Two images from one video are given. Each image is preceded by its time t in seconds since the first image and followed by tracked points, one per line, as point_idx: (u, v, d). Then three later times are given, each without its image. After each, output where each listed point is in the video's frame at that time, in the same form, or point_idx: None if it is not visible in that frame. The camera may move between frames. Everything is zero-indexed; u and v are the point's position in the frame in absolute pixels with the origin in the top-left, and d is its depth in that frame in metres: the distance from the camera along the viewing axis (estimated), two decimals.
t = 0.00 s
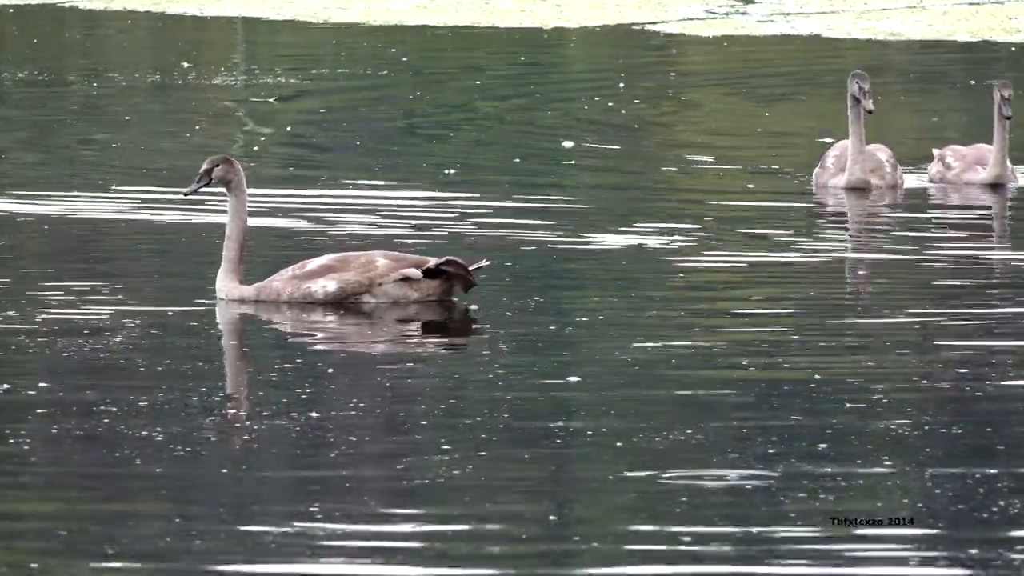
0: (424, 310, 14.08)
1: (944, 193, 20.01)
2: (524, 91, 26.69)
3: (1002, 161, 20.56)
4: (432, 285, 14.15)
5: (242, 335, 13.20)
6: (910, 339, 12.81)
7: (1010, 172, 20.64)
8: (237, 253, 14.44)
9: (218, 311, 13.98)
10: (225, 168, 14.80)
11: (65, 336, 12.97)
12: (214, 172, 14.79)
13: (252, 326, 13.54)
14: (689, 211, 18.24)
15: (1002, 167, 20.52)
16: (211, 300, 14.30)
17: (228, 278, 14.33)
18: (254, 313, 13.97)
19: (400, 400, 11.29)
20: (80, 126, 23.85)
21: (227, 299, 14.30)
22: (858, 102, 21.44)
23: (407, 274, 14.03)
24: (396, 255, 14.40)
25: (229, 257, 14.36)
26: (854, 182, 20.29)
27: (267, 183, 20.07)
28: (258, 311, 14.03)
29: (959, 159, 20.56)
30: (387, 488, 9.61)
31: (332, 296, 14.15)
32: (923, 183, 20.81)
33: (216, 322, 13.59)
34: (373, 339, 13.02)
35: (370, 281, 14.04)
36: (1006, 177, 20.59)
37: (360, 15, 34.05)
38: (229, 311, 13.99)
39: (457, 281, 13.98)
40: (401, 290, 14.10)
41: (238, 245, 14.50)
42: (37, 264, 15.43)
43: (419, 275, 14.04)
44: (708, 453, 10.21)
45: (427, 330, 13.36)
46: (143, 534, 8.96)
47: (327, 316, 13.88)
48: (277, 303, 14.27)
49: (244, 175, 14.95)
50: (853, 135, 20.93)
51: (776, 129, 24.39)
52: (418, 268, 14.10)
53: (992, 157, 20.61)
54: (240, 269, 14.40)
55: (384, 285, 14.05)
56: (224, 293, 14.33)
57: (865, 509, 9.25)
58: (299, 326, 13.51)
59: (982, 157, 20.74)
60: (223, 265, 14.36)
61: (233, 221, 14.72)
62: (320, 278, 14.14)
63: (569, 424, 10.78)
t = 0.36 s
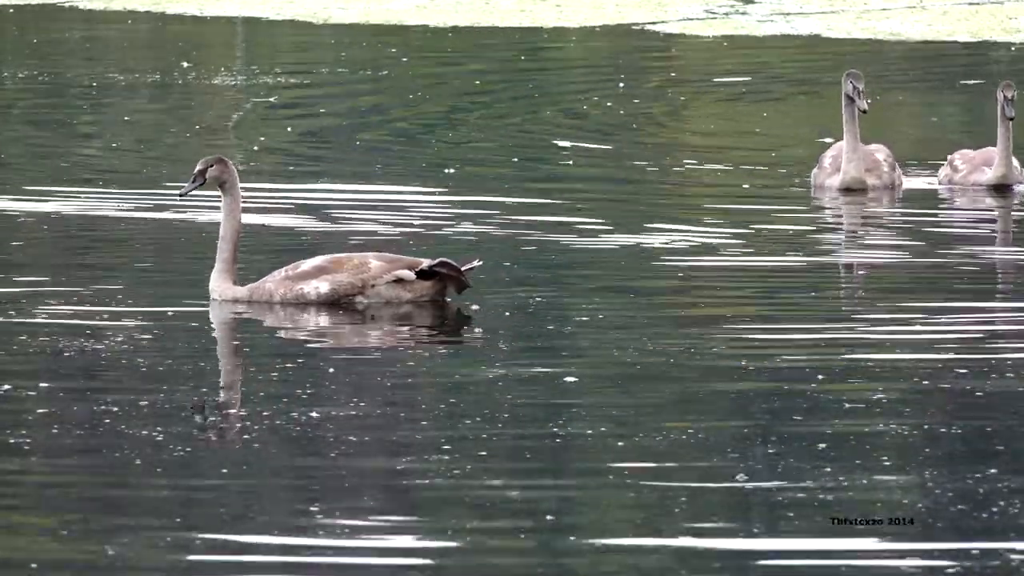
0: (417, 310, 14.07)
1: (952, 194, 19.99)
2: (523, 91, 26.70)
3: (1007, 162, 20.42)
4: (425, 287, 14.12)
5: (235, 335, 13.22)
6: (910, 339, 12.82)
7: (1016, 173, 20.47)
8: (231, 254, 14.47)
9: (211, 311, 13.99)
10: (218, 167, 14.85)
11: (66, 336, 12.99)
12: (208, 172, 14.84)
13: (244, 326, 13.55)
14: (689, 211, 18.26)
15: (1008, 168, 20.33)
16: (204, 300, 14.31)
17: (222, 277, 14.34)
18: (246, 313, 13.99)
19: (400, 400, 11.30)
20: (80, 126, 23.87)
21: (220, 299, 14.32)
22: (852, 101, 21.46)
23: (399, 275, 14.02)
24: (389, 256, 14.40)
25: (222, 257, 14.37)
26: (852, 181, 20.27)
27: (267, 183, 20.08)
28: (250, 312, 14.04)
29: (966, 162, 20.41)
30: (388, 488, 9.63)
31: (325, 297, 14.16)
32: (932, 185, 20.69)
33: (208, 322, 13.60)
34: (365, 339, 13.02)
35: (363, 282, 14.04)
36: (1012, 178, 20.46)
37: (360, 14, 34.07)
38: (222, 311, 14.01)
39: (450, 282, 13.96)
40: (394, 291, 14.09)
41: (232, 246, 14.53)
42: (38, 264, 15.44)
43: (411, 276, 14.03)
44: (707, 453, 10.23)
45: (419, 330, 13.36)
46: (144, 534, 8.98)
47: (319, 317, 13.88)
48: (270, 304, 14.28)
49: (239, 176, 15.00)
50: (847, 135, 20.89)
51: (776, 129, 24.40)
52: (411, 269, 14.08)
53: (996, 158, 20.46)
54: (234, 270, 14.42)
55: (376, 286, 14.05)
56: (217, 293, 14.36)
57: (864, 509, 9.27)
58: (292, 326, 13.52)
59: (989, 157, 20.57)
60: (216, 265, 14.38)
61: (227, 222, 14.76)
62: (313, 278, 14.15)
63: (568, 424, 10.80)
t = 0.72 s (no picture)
0: (411, 311, 14.08)
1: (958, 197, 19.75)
2: (524, 91, 26.70)
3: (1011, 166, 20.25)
4: (418, 287, 14.14)
5: (230, 336, 13.21)
6: (910, 339, 12.82)
7: None
8: (225, 254, 14.45)
9: (205, 312, 13.97)
10: (210, 167, 14.83)
11: (67, 336, 12.98)
12: (200, 173, 14.83)
13: (239, 326, 13.54)
14: (689, 211, 18.25)
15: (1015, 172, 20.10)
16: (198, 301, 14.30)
17: (215, 278, 14.33)
18: (240, 313, 13.97)
19: (399, 400, 11.30)
20: (80, 126, 23.87)
21: (214, 299, 14.30)
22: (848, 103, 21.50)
23: (393, 276, 14.03)
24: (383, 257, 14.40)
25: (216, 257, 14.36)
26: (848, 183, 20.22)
27: (267, 182, 20.08)
28: (243, 312, 14.02)
29: (974, 167, 20.14)
30: (388, 487, 9.63)
31: (318, 297, 14.15)
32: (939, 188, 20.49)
33: (203, 322, 13.59)
34: (360, 340, 13.01)
35: (356, 283, 14.04)
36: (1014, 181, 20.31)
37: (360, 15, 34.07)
38: (215, 311, 13.98)
39: (443, 283, 14.01)
40: (388, 292, 14.09)
41: (226, 246, 14.52)
42: (38, 264, 15.44)
43: (405, 277, 14.04)
44: (708, 453, 10.23)
45: (414, 331, 13.37)
46: (145, 534, 8.98)
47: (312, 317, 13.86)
48: (263, 304, 14.26)
49: (232, 176, 14.99)
50: (843, 137, 20.87)
51: (776, 129, 24.39)
52: (405, 270, 14.09)
53: (1001, 163, 20.24)
54: (227, 270, 14.40)
55: (370, 287, 14.05)
56: (210, 294, 14.34)
57: (864, 509, 9.27)
58: (285, 326, 13.51)
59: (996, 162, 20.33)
60: (209, 266, 14.37)
61: (221, 223, 14.75)
62: (306, 278, 14.13)
63: (567, 424, 10.79)
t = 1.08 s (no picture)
0: (404, 311, 14.07)
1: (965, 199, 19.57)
2: (524, 91, 26.69)
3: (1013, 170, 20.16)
4: (412, 287, 14.12)
5: (224, 336, 13.21)
6: (910, 339, 12.81)
7: None
8: (218, 253, 14.44)
9: (199, 311, 13.98)
10: (201, 165, 14.83)
11: (68, 336, 12.98)
12: (192, 170, 14.82)
13: (232, 326, 13.54)
14: (689, 211, 18.24)
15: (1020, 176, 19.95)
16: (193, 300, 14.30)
17: (209, 277, 14.32)
18: (233, 313, 13.97)
19: (400, 400, 11.29)
20: (80, 126, 23.87)
21: (207, 298, 14.30)
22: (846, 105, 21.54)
23: (386, 276, 14.02)
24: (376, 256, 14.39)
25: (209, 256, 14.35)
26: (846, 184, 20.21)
27: (267, 182, 20.07)
28: (236, 312, 14.02)
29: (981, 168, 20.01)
30: (389, 487, 9.62)
31: (311, 297, 14.15)
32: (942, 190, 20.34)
33: (197, 323, 13.59)
34: (353, 340, 13.01)
35: (349, 282, 14.03)
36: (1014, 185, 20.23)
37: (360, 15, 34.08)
38: (209, 311, 13.99)
39: (437, 283, 13.98)
40: (381, 291, 14.08)
41: (219, 244, 14.51)
42: (39, 264, 15.43)
43: (398, 276, 14.02)
44: (709, 453, 10.23)
45: (407, 330, 13.36)
46: (145, 534, 8.97)
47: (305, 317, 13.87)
48: (256, 304, 14.26)
49: (224, 172, 14.97)
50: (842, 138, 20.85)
51: (777, 129, 24.39)
52: (398, 269, 14.07)
53: (1006, 165, 20.10)
54: (221, 268, 14.39)
55: (363, 287, 14.05)
56: (204, 293, 14.34)
57: (865, 508, 9.26)
58: (278, 326, 13.51)
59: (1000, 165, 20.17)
60: (203, 264, 14.36)
61: (215, 220, 14.72)
62: (299, 279, 14.13)
63: (567, 424, 10.78)
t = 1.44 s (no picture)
0: (398, 311, 14.06)
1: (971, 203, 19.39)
2: (524, 91, 26.67)
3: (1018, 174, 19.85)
4: (406, 287, 14.14)
5: (219, 336, 13.19)
6: (910, 339, 12.80)
7: None
8: (211, 253, 14.41)
9: (193, 312, 13.94)
10: (193, 165, 14.83)
11: (69, 337, 12.97)
12: (184, 171, 14.82)
13: (226, 326, 13.51)
14: (689, 211, 18.24)
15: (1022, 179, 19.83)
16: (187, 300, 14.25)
17: (202, 277, 14.28)
18: (227, 313, 13.94)
19: (399, 400, 11.29)
20: (79, 126, 23.85)
21: (201, 298, 14.26)
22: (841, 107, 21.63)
23: (380, 275, 14.05)
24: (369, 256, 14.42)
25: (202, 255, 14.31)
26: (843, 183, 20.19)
27: (266, 181, 20.05)
28: (230, 312, 13.99)
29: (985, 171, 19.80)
30: (389, 488, 9.61)
31: (304, 297, 14.14)
32: (943, 189, 20.23)
33: (192, 323, 13.56)
34: (347, 340, 13.01)
35: (342, 282, 14.06)
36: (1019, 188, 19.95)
37: (360, 15, 34.06)
38: (203, 311, 13.94)
39: (431, 282, 14.01)
40: (374, 291, 14.11)
41: (211, 244, 14.47)
42: (38, 264, 15.42)
43: (392, 276, 14.06)
44: (709, 452, 10.22)
45: (401, 330, 13.36)
46: (146, 535, 8.96)
47: (299, 317, 13.85)
48: (249, 304, 14.23)
49: (216, 172, 14.96)
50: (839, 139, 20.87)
51: (778, 130, 24.37)
52: (391, 269, 14.11)
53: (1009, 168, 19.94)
54: (214, 268, 14.36)
55: (356, 286, 14.07)
56: (197, 293, 14.29)
57: (864, 508, 9.25)
58: (271, 326, 13.50)
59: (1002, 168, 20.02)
60: (196, 264, 14.32)
61: (207, 220, 14.71)
62: (292, 278, 14.12)
63: (565, 424, 10.78)
